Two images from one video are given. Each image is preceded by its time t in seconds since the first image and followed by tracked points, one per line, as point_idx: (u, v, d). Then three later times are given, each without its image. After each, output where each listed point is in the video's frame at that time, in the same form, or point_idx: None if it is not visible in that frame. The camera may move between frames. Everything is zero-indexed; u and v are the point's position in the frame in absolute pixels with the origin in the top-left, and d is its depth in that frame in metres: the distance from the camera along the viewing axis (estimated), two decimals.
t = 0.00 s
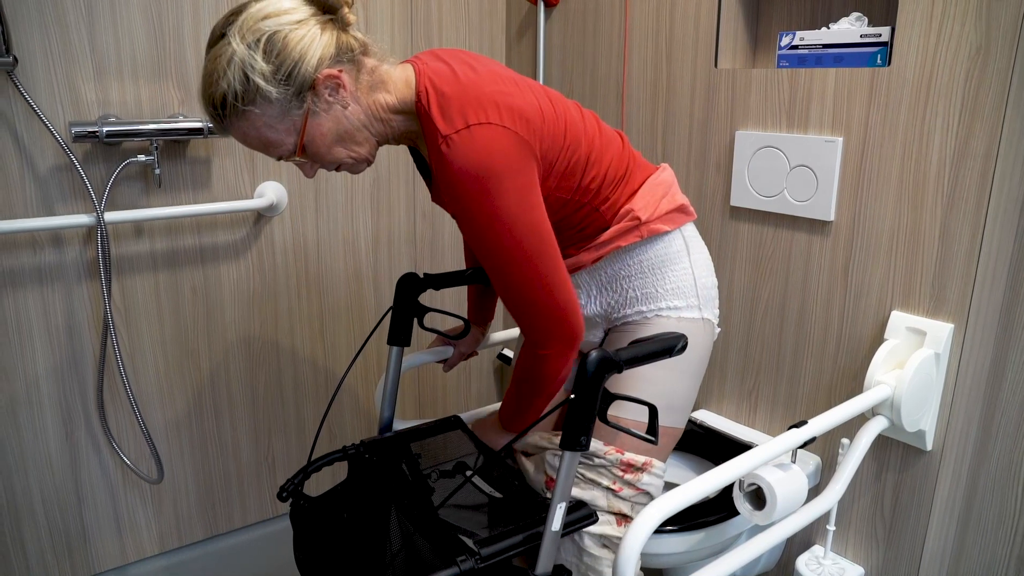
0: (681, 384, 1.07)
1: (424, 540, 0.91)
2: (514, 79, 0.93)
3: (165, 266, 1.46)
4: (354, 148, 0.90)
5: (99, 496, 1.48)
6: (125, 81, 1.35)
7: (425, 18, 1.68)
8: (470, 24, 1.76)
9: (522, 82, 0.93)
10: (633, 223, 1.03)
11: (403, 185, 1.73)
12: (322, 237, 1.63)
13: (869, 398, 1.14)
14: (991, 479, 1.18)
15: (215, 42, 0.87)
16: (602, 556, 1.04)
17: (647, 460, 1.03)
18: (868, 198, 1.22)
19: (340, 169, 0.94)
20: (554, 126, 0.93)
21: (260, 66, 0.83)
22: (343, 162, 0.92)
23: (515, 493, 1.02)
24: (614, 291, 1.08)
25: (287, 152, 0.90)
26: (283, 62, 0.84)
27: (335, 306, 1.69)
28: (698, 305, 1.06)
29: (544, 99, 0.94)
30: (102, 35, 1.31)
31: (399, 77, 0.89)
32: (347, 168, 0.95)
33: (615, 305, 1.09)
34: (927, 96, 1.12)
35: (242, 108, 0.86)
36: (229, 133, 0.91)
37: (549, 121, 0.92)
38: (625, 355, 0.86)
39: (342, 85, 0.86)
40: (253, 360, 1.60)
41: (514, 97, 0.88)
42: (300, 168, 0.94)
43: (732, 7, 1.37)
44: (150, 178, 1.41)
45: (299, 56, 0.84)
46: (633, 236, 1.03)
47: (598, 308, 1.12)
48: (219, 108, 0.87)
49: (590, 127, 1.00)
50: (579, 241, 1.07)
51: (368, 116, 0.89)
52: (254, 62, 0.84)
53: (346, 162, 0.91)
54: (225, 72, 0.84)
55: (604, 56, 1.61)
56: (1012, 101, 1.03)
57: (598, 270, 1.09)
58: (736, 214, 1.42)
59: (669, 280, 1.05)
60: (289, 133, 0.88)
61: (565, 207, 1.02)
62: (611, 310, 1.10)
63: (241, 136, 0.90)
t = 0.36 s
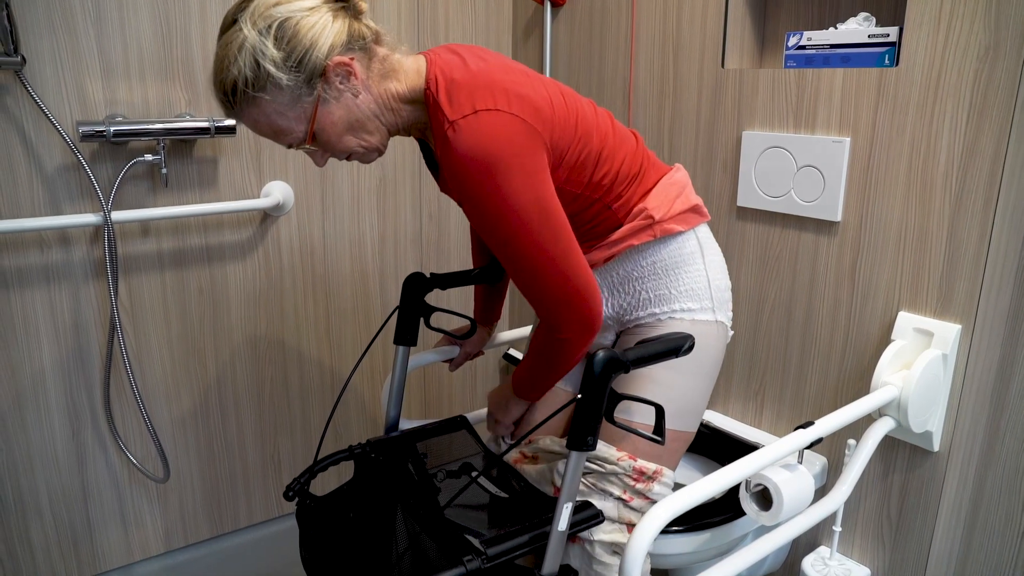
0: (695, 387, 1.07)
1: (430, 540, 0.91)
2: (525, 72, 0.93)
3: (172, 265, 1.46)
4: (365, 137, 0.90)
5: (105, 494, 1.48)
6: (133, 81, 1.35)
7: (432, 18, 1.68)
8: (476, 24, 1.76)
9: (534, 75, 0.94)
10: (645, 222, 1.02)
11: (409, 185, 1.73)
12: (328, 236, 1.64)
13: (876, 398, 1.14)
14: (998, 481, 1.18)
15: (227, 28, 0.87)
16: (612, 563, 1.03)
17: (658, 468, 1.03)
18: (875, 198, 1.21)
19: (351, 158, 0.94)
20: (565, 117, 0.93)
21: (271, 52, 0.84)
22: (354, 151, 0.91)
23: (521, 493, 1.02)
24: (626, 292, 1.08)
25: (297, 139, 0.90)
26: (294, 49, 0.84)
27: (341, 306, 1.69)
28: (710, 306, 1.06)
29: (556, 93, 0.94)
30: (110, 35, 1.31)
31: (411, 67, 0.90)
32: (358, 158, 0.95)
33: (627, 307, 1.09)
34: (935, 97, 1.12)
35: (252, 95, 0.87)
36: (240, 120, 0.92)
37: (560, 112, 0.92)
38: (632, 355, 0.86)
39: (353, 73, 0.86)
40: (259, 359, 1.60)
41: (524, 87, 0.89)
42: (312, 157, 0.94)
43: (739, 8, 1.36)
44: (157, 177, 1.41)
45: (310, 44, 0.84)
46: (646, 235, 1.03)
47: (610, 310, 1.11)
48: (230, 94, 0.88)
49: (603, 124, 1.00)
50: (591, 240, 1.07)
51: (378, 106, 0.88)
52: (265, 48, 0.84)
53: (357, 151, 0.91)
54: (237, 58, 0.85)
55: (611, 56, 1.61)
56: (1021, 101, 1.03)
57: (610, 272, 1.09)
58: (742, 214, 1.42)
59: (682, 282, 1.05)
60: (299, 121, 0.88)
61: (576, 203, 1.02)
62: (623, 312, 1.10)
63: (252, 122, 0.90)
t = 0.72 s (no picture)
0: (702, 389, 1.06)
1: (432, 539, 0.91)
2: (536, 67, 0.93)
3: (173, 264, 1.46)
4: (374, 126, 0.90)
5: (107, 493, 1.49)
6: (134, 80, 1.35)
7: (433, 17, 1.68)
8: (478, 22, 1.75)
9: (544, 71, 0.94)
10: (654, 222, 1.02)
11: (410, 183, 1.73)
12: (330, 235, 1.63)
13: (878, 398, 1.14)
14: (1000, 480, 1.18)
15: (237, 16, 0.87)
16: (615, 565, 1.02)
17: (664, 471, 1.03)
18: (877, 197, 1.21)
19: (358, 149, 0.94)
20: (569, 114, 0.93)
21: (283, 39, 0.83)
22: (363, 140, 0.91)
23: (523, 492, 1.02)
24: (634, 293, 1.07)
25: (307, 127, 0.90)
26: (306, 37, 0.83)
27: (343, 304, 1.69)
28: (719, 308, 1.06)
29: (566, 91, 0.94)
30: (112, 34, 1.31)
31: (421, 58, 0.91)
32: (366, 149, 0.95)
33: (636, 308, 1.08)
34: (938, 95, 1.12)
35: (263, 82, 0.86)
36: (249, 109, 0.91)
37: (565, 108, 0.92)
38: (634, 353, 0.86)
39: (365, 61, 0.86)
40: (261, 358, 1.60)
41: (530, 84, 0.89)
42: (319, 146, 0.93)
43: (741, 6, 1.36)
44: (159, 176, 1.41)
45: (322, 31, 0.84)
46: (655, 235, 1.02)
47: (618, 310, 1.10)
48: (240, 81, 0.87)
49: (613, 122, 1.00)
50: (599, 238, 1.07)
51: (388, 95, 0.89)
52: (277, 35, 0.83)
53: (366, 141, 0.91)
54: (248, 45, 0.84)
55: (613, 55, 1.60)
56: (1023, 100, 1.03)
57: (620, 271, 1.08)
58: (744, 213, 1.42)
59: (691, 283, 1.04)
60: (310, 109, 0.88)
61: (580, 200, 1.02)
62: (631, 312, 1.09)
63: (261, 111, 0.90)
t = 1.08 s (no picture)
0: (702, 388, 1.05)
1: (431, 539, 0.91)
2: (537, 57, 0.94)
3: (172, 265, 1.46)
4: (377, 107, 0.91)
5: (107, 494, 1.49)
6: (133, 81, 1.35)
7: (432, 17, 1.68)
8: (476, 23, 1.76)
9: (545, 61, 0.95)
10: (657, 214, 1.01)
11: (410, 184, 1.73)
12: (329, 236, 1.64)
13: (877, 397, 1.14)
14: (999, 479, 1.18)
15: None
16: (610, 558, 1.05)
17: (663, 473, 1.04)
18: (876, 196, 1.21)
19: (360, 130, 0.94)
20: (571, 100, 0.93)
21: (286, 16, 0.83)
22: (365, 121, 0.91)
23: (523, 492, 1.02)
24: (636, 289, 1.06)
25: (309, 106, 0.90)
26: (309, 14, 0.83)
27: (343, 305, 1.69)
28: (721, 304, 1.05)
29: (567, 80, 0.95)
30: (111, 35, 1.31)
31: (424, 43, 0.90)
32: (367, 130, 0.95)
33: (637, 305, 1.06)
34: (936, 94, 1.12)
35: (266, 57, 0.86)
36: (252, 85, 0.91)
37: (566, 95, 0.93)
38: (633, 354, 0.86)
39: (368, 40, 0.86)
40: (260, 358, 1.60)
41: (532, 68, 0.89)
42: (322, 126, 0.93)
43: (740, 6, 1.36)
44: (158, 177, 1.41)
45: (325, 9, 0.84)
46: (657, 227, 1.01)
47: (618, 307, 1.09)
48: (243, 57, 0.87)
49: (614, 115, 1.00)
50: (601, 231, 1.06)
51: (390, 75, 0.89)
52: (280, 11, 0.84)
53: (368, 121, 0.91)
54: (251, 21, 0.85)
55: (612, 54, 1.60)
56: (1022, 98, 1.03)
57: (621, 267, 1.07)
58: (744, 213, 1.42)
59: (694, 279, 1.04)
60: (312, 87, 0.88)
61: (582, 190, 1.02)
62: (632, 310, 1.07)
63: (264, 89, 0.90)
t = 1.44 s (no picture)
0: (707, 386, 1.04)
1: (429, 540, 0.91)
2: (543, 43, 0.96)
3: (171, 265, 1.46)
4: (388, 88, 0.90)
5: (105, 495, 1.49)
6: (132, 82, 1.35)
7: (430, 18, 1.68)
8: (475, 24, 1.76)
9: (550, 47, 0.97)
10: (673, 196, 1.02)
11: (408, 185, 1.73)
12: (328, 236, 1.64)
13: (875, 397, 1.14)
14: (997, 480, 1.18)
15: None
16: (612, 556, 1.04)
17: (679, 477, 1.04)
18: (874, 197, 1.21)
19: (369, 113, 0.92)
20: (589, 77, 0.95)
21: None
22: (375, 102, 0.90)
23: (521, 492, 1.02)
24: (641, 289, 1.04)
25: (318, 85, 0.88)
26: None
27: (341, 305, 1.69)
28: (727, 298, 1.05)
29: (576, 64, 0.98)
30: (109, 35, 1.31)
31: (434, 26, 0.91)
32: (375, 116, 0.93)
33: (643, 305, 1.04)
34: (933, 95, 1.12)
35: (274, 31, 0.84)
36: (257, 66, 0.89)
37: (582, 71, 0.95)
38: (631, 354, 0.86)
39: (377, 15, 0.86)
40: (259, 358, 1.60)
41: (549, 44, 0.92)
42: (329, 111, 0.90)
43: (738, 6, 1.36)
44: (156, 177, 1.41)
45: None
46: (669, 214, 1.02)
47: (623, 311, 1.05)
48: (249, 35, 0.85)
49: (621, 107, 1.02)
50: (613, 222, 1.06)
51: (399, 54, 0.89)
52: None
53: (378, 102, 0.90)
54: None
55: (610, 55, 1.61)
56: (1018, 99, 1.03)
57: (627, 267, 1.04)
58: (742, 213, 1.42)
59: (701, 273, 1.03)
60: (321, 64, 0.86)
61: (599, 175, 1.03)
62: (637, 311, 1.05)
63: (270, 70, 0.88)
